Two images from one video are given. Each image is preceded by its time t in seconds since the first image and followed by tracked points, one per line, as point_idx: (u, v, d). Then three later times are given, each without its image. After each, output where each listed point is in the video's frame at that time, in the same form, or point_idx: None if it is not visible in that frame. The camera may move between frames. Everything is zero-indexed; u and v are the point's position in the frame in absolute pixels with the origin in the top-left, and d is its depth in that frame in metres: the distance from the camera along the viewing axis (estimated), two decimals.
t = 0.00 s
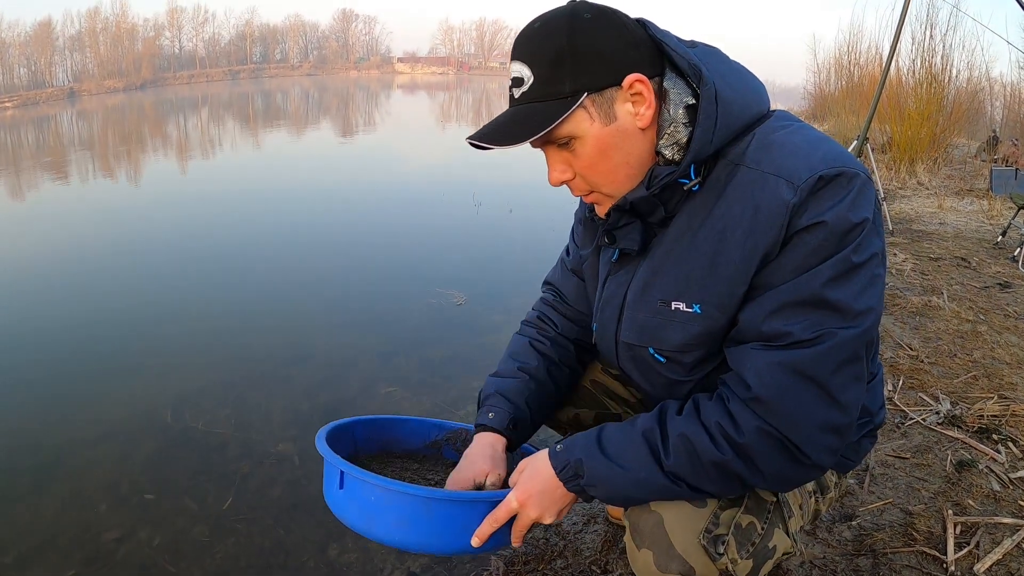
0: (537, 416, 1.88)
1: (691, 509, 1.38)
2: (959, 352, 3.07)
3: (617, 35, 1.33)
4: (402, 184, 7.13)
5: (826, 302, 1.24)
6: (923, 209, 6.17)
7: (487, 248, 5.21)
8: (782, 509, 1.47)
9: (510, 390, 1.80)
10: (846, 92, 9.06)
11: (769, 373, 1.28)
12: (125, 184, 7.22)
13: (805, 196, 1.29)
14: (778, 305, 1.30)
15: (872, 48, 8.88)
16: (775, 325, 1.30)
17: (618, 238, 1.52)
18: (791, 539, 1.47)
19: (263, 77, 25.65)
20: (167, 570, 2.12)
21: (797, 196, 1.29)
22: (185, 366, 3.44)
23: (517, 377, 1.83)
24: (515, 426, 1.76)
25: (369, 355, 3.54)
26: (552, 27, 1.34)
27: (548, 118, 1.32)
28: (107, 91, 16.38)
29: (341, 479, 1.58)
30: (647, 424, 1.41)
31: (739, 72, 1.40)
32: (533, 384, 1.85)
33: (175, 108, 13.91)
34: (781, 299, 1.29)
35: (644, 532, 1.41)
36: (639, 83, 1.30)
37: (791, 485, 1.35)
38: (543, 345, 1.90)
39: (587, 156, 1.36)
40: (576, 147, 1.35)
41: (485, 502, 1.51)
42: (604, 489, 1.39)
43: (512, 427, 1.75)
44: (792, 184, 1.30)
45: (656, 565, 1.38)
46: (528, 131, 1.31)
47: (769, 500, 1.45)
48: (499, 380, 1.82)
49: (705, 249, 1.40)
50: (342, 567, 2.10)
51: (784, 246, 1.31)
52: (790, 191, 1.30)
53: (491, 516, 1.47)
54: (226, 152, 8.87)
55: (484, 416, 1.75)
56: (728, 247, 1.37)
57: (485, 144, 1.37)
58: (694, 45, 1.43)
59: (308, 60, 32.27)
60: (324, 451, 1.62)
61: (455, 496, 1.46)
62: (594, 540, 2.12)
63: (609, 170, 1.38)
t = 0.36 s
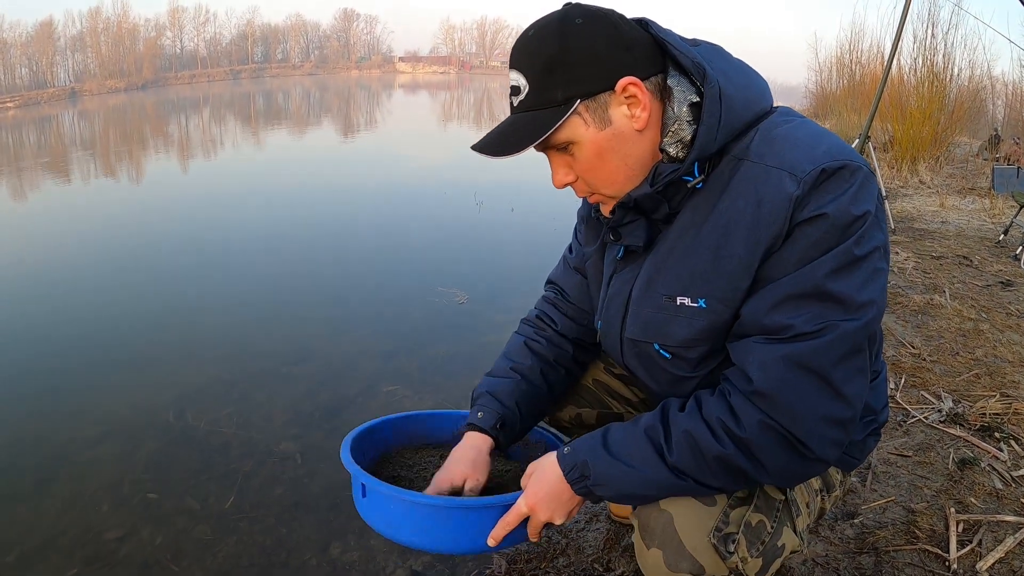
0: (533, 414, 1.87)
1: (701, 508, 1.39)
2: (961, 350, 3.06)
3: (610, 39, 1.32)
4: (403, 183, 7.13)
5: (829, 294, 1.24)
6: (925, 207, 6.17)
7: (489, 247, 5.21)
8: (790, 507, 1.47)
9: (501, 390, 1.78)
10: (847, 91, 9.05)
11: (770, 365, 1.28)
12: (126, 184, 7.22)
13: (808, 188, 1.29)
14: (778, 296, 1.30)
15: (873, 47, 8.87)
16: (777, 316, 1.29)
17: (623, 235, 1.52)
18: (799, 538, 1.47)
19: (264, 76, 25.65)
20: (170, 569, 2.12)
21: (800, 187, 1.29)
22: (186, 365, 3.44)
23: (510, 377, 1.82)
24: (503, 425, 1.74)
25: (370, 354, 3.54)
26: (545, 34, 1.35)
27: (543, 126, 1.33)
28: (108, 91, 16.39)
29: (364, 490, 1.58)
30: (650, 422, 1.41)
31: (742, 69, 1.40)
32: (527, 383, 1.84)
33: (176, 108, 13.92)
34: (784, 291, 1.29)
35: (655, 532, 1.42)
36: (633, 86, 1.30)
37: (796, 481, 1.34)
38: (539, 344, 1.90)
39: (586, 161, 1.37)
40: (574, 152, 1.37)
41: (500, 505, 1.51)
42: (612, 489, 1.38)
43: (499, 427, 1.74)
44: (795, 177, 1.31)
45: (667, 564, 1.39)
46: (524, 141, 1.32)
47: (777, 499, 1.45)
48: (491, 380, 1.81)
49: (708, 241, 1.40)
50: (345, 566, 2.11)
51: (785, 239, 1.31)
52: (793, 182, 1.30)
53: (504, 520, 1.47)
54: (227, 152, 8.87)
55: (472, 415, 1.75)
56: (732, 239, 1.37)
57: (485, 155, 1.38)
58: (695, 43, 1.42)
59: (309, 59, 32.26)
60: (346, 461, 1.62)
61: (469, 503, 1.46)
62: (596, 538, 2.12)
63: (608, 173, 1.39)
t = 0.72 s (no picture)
0: (516, 381, 1.92)
1: (710, 527, 1.35)
2: (963, 346, 3.05)
3: (610, 18, 1.31)
4: (404, 180, 7.12)
5: (802, 304, 1.28)
6: (927, 203, 6.15)
7: (490, 244, 5.21)
8: (799, 514, 1.43)
9: (485, 341, 1.88)
10: (849, 87, 9.03)
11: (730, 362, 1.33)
12: (128, 183, 7.22)
13: (793, 192, 1.29)
14: (752, 301, 1.33)
15: (875, 44, 8.86)
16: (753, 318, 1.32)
17: (607, 220, 1.55)
18: (809, 543, 1.43)
19: (265, 74, 25.63)
20: (171, 567, 2.12)
21: (785, 192, 1.28)
22: (188, 363, 3.44)
23: (498, 335, 1.91)
24: (475, 369, 1.82)
25: (372, 351, 3.54)
26: (545, 12, 1.32)
27: (541, 103, 1.31)
28: (110, 89, 16.38)
29: None
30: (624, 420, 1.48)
31: (736, 58, 1.39)
32: (513, 347, 1.91)
33: (177, 107, 13.92)
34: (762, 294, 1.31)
35: (662, 551, 1.39)
36: (633, 65, 1.30)
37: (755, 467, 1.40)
38: (533, 315, 1.95)
39: (582, 140, 1.36)
40: (571, 130, 1.36)
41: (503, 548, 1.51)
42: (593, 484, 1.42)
43: (472, 369, 1.82)
44: (780, 181, 1.30)
45: None
46: (522, 117, 1.31)
47: (786, 509, 1.42)
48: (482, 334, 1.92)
49: (687, 237, 1.40)
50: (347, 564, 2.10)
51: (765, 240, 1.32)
52: (778, 187, 1.29)
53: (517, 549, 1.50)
54: (228, 150, 8.87)
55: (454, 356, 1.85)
56: (712, 238, 1.36)
57: (482, 129, 1.36)
58: (693, 30, 1.41)
59: (310, 57, 32.23)
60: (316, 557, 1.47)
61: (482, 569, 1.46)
62: (597, 534, 2.12)
63: (605, 152, 1.38)
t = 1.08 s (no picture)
0: (525, 352, 2.07)
1: (757, 535, 1.45)
2: (978, 346, 3.04)
3: (634, 12, 1.33)
4: (417, 175, 7.15)
5: (778, 341, 1.38)
6: (943, 202, 6.10)
7: (503, 239, 5.22)
8: (835, 514, 1.52)
9: (499, 309, 2.06)
10: (865, 84, 8.96)
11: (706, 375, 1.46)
12: (143, 176, 7.29)
13: (776, 230, 1.32)
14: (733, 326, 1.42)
15: (892, 40, 8.78)
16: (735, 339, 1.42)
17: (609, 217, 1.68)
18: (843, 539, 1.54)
19: (278, 68, 25.70)
20: (186, 556, 2.16)
21: (768, 229, 1.32)
22: (203, 354, 3.49)
23: (513, 306, 2.08)
24: (482, 327, 2.00)
25: (385, 345, 3.57)
26: None
27: (559, 94, 1.35)
28: (124, 83, 16.47)
29: None
30: (601, 425, 1.63)
31: (753, 65, 1.40)
32: (525, 319, 2.07)
33: (192, 101, 14.01)
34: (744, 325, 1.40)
35: (709, 558, 1.50)
36: (652, 64, 1.32)
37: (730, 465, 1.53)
38: (550, 294, 2.11)
39: (597, 133, 1.41)
40: (587, 123, 1.40)
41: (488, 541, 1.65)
42: (568, 481, 1.62)
43: (479, 328, 2.00)
44: (765, 215, 1.33)
45: None
46: (539, 108, 1.35)
47: (823, 509, 1.51)
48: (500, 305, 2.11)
49: (678, 256, 1.50)
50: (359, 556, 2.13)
51: (747, 267, 1.38)
52: (762, 221, 1.33)
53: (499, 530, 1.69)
54: (241, 144, 8.93)
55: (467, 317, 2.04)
56: (697, 262, 1.45)
57: (501, 117, 1.42)
58: (714, 31, 1.43)
59: (323, 52, 32.29)
60: None
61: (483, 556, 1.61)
62: (610, 528, 2.14)
63: (617, 147, 1.44)
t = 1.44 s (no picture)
0: (528, 331, 2.08)
1: (756, 518, 1.45)
2: (985, 338, 3.04)
3: None
4: (422, 169, 7.16)
5: (770, 331, 1.39)
6: (949, 195, 6.09)
7: (508, 233, 5.23)
8: (835, 502, 1.52)
9: (504, 290, 2.10)
10: (871, 77, 8.92)
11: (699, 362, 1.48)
12: (149, 172, 7.32)
13: (766, 217, 1.34)
14: (725, 315, 1.43)
15: (899, 32, 8.72)
16: (727, 329, 1.44)
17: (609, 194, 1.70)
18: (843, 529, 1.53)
19: (283, 63, 25.70)
20: (192, 546, 2.18)
21: (759, 215, 1.35)
22: (209, 348, 3.51)
23: (518, 288, 2.12)
24: (486, 303, 2.04)
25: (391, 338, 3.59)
26: None
27: (569, 68, 1.39)
28: (130, 79, 16.49)
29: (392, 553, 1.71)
30: (595, 411, 1.64)
31: (762, 58, 1.43)
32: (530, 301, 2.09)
33: (198, 97, 14.03)
34: (734, 315, 1.42)
35: (707, 542, 1.49)
36: (663, 47, 1.37)
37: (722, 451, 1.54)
38: (556, 279, 2.13)
39: (604, 109, 1.45)
40: (594, 99, 1.44)
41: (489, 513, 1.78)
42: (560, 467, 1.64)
43: (483, 304, 2.04)
44: (757, 202, 1.36)
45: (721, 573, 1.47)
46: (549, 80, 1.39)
47: (823, 496, 1.51)
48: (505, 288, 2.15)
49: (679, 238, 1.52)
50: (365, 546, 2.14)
51: (737, 254, 1.40)
52: (754, 208, 1.36)
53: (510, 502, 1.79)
54: (247, 140, 8.95)
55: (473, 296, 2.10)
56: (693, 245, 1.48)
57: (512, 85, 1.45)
58: (728, 23, 1.46)
59: (328, 47, 32.29)
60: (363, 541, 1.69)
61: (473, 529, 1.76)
62: (616, 518, 2.15)
63: (622, 125, 1.47)
